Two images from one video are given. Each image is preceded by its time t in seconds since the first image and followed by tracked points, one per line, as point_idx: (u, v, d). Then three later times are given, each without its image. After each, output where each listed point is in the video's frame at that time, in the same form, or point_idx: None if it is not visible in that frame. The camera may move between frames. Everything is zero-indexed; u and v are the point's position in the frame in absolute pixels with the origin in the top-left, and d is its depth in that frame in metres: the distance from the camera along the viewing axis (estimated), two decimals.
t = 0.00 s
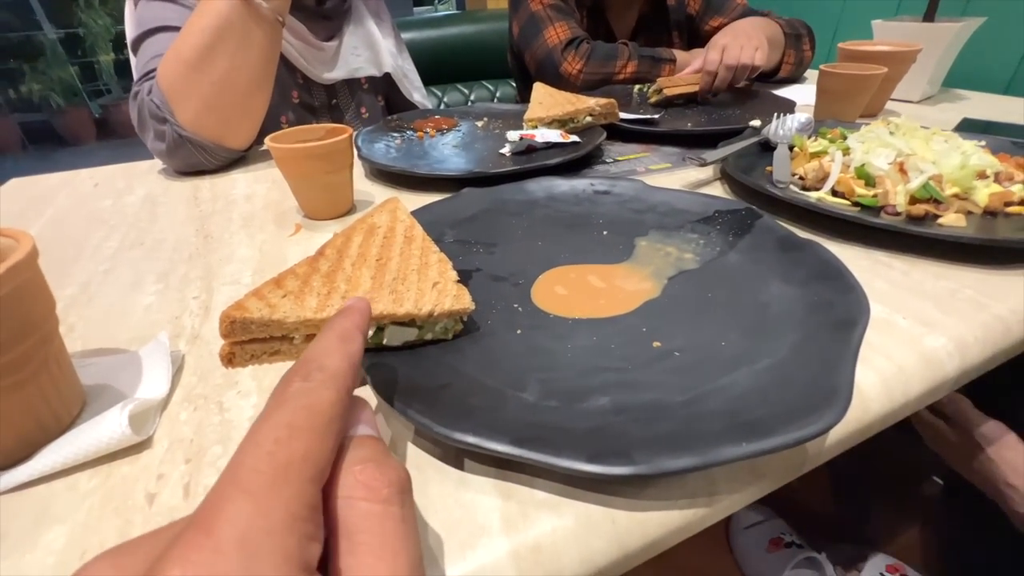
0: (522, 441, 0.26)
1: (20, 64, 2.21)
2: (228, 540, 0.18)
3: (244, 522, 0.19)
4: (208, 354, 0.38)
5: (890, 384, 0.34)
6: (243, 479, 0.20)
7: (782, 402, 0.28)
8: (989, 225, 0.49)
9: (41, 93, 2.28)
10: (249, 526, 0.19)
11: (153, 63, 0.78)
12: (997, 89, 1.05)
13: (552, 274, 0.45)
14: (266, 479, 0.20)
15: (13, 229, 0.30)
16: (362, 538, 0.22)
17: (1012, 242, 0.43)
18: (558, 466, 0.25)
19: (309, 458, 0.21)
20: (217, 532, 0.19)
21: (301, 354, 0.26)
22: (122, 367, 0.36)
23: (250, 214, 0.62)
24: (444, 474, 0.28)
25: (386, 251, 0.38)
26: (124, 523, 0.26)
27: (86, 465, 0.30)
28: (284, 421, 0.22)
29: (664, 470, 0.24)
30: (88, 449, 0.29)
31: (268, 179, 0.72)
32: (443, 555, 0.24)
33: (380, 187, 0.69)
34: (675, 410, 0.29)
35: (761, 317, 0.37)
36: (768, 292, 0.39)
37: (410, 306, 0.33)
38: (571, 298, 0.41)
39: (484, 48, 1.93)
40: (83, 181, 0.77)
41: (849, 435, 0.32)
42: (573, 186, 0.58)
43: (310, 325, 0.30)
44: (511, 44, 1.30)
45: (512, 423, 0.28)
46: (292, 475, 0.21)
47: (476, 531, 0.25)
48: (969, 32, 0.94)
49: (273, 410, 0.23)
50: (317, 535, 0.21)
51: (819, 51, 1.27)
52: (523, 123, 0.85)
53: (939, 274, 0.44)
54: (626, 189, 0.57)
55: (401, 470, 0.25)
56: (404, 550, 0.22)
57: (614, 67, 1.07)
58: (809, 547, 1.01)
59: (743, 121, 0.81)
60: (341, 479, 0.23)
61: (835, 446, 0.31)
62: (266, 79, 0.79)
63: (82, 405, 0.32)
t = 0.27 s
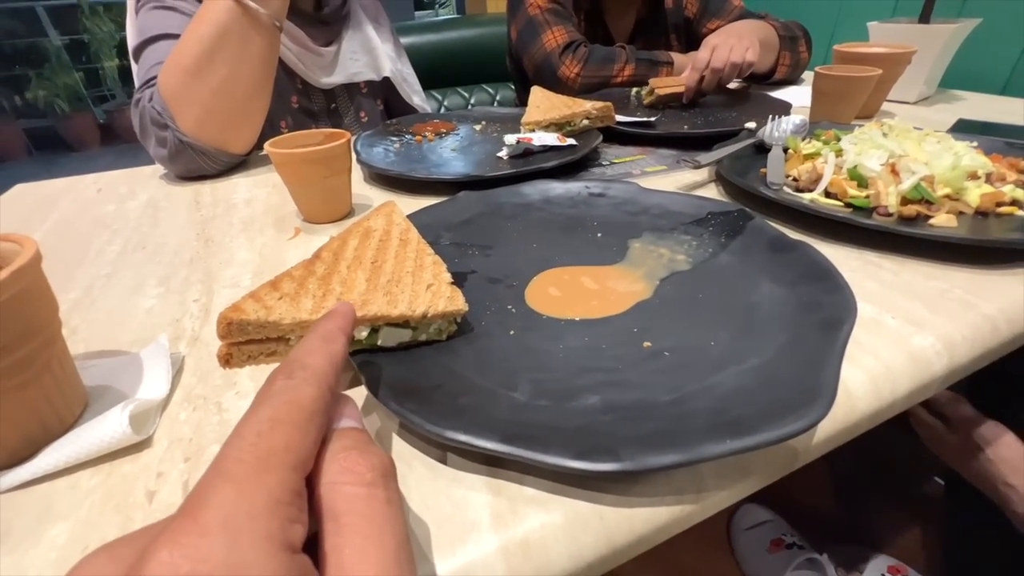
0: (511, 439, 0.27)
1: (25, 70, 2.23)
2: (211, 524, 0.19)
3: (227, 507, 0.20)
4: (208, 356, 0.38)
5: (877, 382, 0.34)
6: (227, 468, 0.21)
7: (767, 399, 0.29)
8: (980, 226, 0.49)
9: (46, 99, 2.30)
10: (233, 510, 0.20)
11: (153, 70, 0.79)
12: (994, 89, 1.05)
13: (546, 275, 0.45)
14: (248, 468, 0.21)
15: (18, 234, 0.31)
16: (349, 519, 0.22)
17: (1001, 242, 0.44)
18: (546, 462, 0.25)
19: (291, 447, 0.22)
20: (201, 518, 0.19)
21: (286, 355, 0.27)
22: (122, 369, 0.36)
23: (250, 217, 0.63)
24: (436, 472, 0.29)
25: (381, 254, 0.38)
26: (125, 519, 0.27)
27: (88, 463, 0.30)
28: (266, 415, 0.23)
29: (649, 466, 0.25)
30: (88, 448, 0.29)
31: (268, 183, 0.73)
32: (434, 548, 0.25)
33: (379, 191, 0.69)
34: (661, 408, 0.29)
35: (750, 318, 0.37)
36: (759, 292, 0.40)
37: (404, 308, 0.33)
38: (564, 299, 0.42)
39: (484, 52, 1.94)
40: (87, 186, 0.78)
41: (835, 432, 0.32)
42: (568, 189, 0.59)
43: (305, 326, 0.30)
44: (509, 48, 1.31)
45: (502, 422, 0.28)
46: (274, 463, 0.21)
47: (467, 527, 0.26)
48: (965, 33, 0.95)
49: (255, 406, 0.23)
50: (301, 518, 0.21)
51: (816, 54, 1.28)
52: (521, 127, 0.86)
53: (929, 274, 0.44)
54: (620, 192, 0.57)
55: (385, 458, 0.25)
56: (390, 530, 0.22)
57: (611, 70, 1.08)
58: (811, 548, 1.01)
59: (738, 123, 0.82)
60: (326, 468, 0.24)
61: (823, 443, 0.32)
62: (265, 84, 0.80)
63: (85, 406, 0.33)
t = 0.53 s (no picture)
0: (498, 447, 0.28)
1: (25, 82, 2.25)
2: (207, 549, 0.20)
3: (223, 532, 0.21)
4: (208, 369, 0.40)
5: (849, 390, 0.36)
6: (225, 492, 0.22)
7: (742, 407, 0.30)
8: (954, 237, 0.51)
9: (46, 111, 2.31)
10: (228, 535, 0.21)
11: (154, 87, 0.81)
12: (977, 100, 1.08)
13: (535, 288, 0.47)
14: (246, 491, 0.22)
15: (29, 253, 0.32)
16: (350, 534, 0.24)
17: (972, 254, 0.45)
18: (529, 468, 0.27)
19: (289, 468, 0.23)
20: (197, 542, 0.21)
21: (289, 368, 0.28)
22: (125, 381, 0.38)
23: (249, 231, 0.65)
24: (426, 478, 0.30)
25: (375, 269, 0.40)
26: (129, 526, 0.28)
27: (93, 473, 0.32)
28: (265, 435, 0.24)
29: (627, 471, 0.26)
30: (94, 458, 0.31)
31: (266, 198, 0.75)
32: (423, 552, 0.26)
33: (374, 205, 0.71)
34: (642, 416, 0.31)
35: (729, 327, 0.39)
36: (739, 302, 0.41)
37: (397, 321, 0.35)
38: (552, 311, 0.44)
39: (479, 64, 1.97)
40: (88, 201, 0.80)
41: (810, 438, 0.34)
42: (558, 202, 0.60)
43: (302, 341, 0.32)
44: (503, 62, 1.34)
45: (489, 430, 0.30)
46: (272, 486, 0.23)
47: (455, 531, 0.27)
48: (945, 47, 0.98)
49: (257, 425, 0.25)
50: (295, 541, 0.22)
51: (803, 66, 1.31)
52: (513, 140, 0.88)
53: (904, 284, 0.46)
54: (608, 205, 0.59)
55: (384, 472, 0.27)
56: (389, 546, 0.23)
57: (603, 84, 1.10)
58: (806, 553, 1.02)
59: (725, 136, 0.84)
60: (330, 482, 0.25)
61: (798, 448, 0.33)
62: (263, 101, 0.82)
63: (90, 417, 0.34)
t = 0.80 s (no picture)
0: (478, 454, 0.29)
1: (15, 97, 2.24)
2: None
3: (97, 552, 0.20)
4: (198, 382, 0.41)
5: (819, 395, 0.37)
6: (87, 518, 0.20)
7: (713, 412, 0.32)
8: (922, 247, 0.53)
9: (36, 125, 2.30)
10: (104, 556, 0.20)
11: (147, 105, 0.83)
12: (949, 114, 1.12)
13: (519, 300, 0.48)
14: (122, 512, 0.21)
15: (24, 270, 0.33)
16: (307, 510, 0.24)
17: (937, 263, 0.47)
18: (508, 473, 0.28)
19: (174, 481, 0.22)
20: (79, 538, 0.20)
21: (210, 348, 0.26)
22: (117, 395, 0.38)
23: (240, 246, 0.66)
24: (410, 485, 0.31)
25: (363, 283, 0.41)
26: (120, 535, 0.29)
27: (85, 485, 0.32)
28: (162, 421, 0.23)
29: (601, 473, 0.27)
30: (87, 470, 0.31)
31: (258, 212, 0.76)
32: (406, 557, 0.27)
33: (364, 219, 0.73)
34: (619, 422, 0.32)
35: (705, 336, 0.40)
36: (715, 312, 0.43)
37: (383, 333, 0.36)
38: (537, 321, 0.45)
39: (470, 79, 2.01)
40: (80, 217, 0.80)
41: (781, 442, 0.35)
42: (543, 216, 0.62)
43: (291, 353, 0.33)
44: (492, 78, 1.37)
45: (471, 438, 0.31)
46: (158, 499, 0.22)
47: (438, 536, 0.28)
48: (916, 64, 1.02)
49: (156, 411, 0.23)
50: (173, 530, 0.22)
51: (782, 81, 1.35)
52: (502, 155, 0.90)
53: (874, 292, 0.48)
54: (592, 218, 0.61)
55: (349, 448, 0.26)
56: (344, 529, 0.23)
57: (589, 99, 1.13)
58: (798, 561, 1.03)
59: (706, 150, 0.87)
60: (290, 456, 0.25)
61: (770, 452, 0.35)
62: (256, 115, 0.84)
63: (82, 430, 0.35)
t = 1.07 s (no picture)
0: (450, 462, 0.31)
1: None
2: None
3: (241, 564, 0.22)
4: (182, 400, 0.42)
5: (771, 401, 0.40)
6: (229, 531, 0.23)
7: (668, 419, 0.34)
8: (872, 261, 0.57)
9: (15, 143, 2.28)
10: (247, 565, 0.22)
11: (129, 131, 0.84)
12: (906, 133, 1.19)
13: (494, 316, 0.51)
14: (255, 527, 0.23)
15: (14, 296, 0.35)
16: (425, 510, 0.26)
17: (882, 276, 0.51)
18: (477, 479, 0.30)
19: (293, 496, 0.25)
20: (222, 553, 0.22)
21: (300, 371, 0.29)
22: (102, 414, 0.40)
23: (225, 266, 0.68)
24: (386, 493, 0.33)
25: (343, 302, 0.43)
26: (106, 548, 0.30)
27: (72, 501, 0.33)
28: (267, 442, 0.25)
29: (562, 478, 0.30)
30: (74, 486, 0.33)
31: (242, 233, 0.77)
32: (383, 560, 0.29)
33: (347, 238, 0.75)
34: (582, 430, 0.34)
35: (667, 347, 0.43)
36: (678, 325, 0.46)
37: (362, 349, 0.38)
38: (510, 336, 0.47)
39: (454, 98, 2.05)
40: (64, 239, 0.81)
41: (736, 446, 0.38)
42: (519, 235, 0.65)
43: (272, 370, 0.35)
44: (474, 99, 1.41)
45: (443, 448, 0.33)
46: (283, 515, 0.24)
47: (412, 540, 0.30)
48: (872, 88, 1.07)
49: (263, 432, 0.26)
50: (297, 542, 0.24)
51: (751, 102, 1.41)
52: (482, 175, 0.93)
53: (826, 304, 0.51)
54: (566, 236, 0.64)
55: (463, 459, 0.28)
56: (456, 538, 0.25)
57: (567, 119, 1.17)
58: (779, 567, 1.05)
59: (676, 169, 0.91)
60: (412, 458, 0.27)
61: (726, 455, 0.37)
62: (235, 143, 0.81)
63: (68, 448, 0.36)
